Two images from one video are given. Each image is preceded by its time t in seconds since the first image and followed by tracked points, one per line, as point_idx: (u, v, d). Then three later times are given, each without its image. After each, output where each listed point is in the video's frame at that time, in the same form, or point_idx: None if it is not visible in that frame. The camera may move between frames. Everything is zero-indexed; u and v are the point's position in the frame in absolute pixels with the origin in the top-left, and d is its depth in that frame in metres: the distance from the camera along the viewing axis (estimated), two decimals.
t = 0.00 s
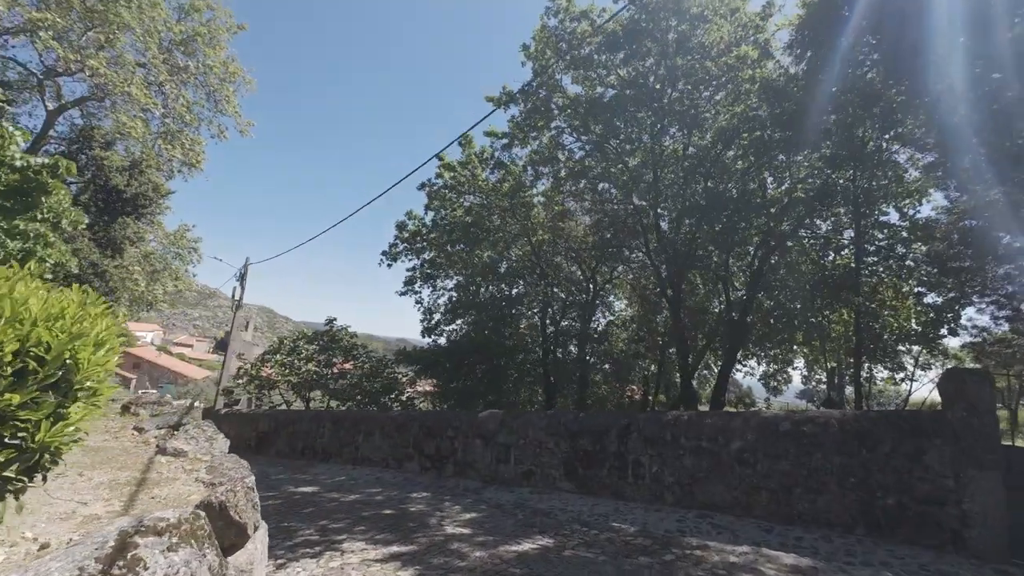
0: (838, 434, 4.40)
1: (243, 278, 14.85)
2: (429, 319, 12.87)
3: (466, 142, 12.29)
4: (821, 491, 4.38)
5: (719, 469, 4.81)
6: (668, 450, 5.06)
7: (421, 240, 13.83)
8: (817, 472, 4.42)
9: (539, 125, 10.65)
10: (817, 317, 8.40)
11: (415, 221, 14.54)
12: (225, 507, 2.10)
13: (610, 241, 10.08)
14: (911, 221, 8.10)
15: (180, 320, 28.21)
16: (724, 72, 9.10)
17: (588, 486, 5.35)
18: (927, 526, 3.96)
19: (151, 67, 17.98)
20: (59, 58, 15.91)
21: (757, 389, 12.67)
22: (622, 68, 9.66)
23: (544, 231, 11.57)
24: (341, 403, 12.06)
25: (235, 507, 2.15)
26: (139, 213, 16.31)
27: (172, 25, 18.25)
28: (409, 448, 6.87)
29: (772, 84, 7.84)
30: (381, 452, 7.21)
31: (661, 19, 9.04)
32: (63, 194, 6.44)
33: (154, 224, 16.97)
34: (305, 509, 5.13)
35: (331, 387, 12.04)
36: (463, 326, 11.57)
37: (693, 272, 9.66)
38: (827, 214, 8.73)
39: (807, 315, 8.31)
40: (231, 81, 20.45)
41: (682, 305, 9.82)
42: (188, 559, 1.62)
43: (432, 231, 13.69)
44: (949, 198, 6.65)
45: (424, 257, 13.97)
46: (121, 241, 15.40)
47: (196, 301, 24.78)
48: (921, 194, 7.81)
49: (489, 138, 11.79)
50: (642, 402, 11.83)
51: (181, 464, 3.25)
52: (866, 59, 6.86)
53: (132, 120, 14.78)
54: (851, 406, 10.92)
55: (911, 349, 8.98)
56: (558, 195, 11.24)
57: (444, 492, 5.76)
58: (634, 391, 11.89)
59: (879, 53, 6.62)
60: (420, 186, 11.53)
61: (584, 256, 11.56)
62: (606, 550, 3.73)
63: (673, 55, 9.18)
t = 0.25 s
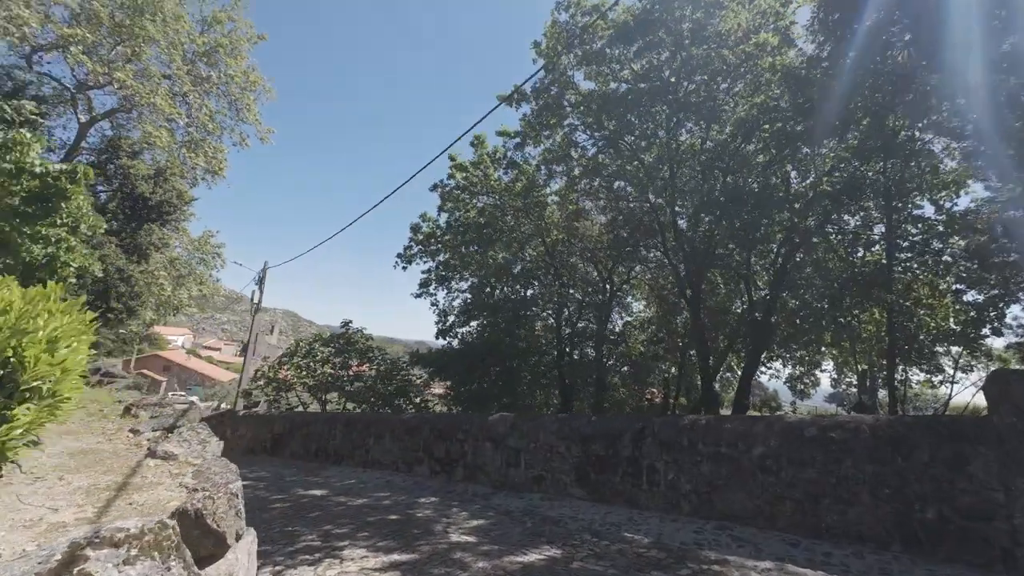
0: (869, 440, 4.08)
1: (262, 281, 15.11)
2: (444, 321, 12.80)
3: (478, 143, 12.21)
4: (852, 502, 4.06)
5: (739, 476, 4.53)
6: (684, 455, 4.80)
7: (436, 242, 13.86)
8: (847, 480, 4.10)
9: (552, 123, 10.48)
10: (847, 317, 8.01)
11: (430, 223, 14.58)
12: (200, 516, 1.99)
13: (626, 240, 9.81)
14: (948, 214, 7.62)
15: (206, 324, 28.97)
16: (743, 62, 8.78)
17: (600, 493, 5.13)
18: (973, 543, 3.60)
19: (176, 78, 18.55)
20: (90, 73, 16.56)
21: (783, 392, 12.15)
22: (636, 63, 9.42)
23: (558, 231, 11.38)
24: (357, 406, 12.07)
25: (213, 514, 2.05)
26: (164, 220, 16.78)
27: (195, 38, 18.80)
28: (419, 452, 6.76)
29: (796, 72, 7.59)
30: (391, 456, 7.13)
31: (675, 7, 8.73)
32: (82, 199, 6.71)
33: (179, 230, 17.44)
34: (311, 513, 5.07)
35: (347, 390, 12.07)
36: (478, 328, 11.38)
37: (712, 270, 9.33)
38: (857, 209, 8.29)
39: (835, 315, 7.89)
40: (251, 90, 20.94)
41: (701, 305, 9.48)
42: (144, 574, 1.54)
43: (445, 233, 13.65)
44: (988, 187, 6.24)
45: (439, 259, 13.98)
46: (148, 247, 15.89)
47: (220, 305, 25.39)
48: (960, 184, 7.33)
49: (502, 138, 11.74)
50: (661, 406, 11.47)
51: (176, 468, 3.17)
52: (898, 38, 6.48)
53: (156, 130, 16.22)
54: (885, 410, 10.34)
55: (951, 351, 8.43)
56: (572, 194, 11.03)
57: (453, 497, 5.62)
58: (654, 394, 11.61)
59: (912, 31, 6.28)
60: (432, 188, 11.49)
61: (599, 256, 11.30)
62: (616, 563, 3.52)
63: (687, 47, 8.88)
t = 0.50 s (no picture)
0: (897, 444, 3.80)
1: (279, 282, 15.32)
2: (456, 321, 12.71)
3: (490, 141, 12.12)
4: (880, 511, 3.77)
5: (756, 482, 4.28)
6: (697, 459, 4.58)
7: (449, 241, 13.87)
8: (873, 487, 3.82)
9: (563, 119, 10.31)
10: (876, 316, 7.62)
11: (443, 223, 14.60)
12: (171, 516, 1.90)
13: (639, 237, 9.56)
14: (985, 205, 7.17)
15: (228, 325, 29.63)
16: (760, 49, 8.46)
17: (610, 498, 4.93)
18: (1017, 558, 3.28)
19: (197, 86, 19.03)
20: (116, 82, 17.11)
21: (807, 394, 11.68)
22: (648, 55, 9.18)
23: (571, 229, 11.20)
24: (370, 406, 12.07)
25: (186, 515, 1.96)
26: (185, 223, 17.18)
27: (215, 46, 19.25)
28: (427, 452, 6.66)
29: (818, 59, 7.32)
30: (400, 456, 7.05)
31: None
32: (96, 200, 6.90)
33: (200, 233, 17.84)
34: (315, 513, 5.00)
35: (360, 390, 12.09)
36: (488, 328, 11.04)
37: (730, 268, 8.93)
38: (885, 201, 7.89)
39: (862, 313, 7.44)
40: (270, 95, 21.35)
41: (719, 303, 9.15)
42: None
43: (457, 233, 13.59)
44: None
45: (451, 259, 13.96)
46: (170, 250, 16.30)
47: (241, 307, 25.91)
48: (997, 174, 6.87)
49: (513, 136, 11.69)
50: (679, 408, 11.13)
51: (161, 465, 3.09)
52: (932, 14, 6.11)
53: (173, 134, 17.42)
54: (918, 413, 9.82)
55: (988, 350, 7.94)
56: (584, 191, 10.83)
57: (459, 499, 5.49)
58: (672, 396, 11.36)
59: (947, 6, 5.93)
60: (443, 187, 11.43)
61: (615, 253, 11.11)
62: (623, 572, 3.33)
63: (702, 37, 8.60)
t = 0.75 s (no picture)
0: (941, 452, 3.46)
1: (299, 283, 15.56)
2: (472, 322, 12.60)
3: (505, 139, 11.99)
4: (922, 526, 3.44)
5: (783, 491, 3.98)
6: (719, 465, 4.31)
7: (465, 241, 13.82)
8: (914, 499, 3.49)
9: (578, 114, 10.09)
10: (914, 315, 7.17)
11: (459, 223, 14.58)
12: (144, 521, 1.81)
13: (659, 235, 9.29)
14: None
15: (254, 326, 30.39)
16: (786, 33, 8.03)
17: (625, 504, 4.70)
18: None
19: (223, 93, 19.57)
20: (146, 92, 17.73)
21: (840, 397, 11.10)
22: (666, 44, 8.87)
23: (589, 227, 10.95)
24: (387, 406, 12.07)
25: (163, 519, 1.87)
26: (211, 226, 17.63)
27: (239, 54, 19.75)
28: (439, 454, 6.55)
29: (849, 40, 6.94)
30: (412, 457, 6.96)
31: None
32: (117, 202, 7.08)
33: (225, 236, 18.29)
34: (323, 515, 4.93)
35: (377, 390, 12.10)
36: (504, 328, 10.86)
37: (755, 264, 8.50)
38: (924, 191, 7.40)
39: (898, 311, 7.03)
40: (291, 101, 21.78)
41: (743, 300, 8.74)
42: None
43: (474, 233, 13.52)
44: None
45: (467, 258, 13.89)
46: (196, 253, 16.77)
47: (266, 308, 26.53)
48: None
49: (528, 133, 11.58)
50: (701, 411, 10.74)
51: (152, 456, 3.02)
52: None
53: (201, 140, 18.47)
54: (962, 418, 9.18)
55: None
56: (601, 187, 10.56)
57: (470, 502, 5.35)
58: (695, 397, 11.01)
59: None
60: (458, 186, 11.35)
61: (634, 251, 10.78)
62: None
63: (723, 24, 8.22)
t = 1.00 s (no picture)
0: (1005, 462, 3.11)
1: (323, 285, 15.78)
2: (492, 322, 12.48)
3: (523, 137, 11.85)
4: (983, 545, 3.09)
5: (822, 502, 3.68)
6: (750, 474, 4.02)
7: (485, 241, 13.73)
8: (973, 514, 3.14)
9: (598, 108, 9.85)
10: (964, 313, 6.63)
11: (479, 223, 14.51)
12: (131, 525, 1.71)
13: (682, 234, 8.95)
14: None
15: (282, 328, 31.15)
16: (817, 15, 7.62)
17: (648, 513, 4.46)
18: None
19: (250, 101, 20.13)
20: (178, 102, 18.39)
21: (880, 401, 10.47)
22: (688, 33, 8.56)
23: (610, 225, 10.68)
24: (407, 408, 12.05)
25: (150, 523, 1.77)
26: (239, 230, 18.08)
27: (266, 63, 20.30)
28: (456, 456, 6.43)
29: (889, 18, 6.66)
30: (429, 459, 6.86)
31: None
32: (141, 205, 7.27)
33: (252, 240, 18.75)
34: (337, 517, 4.86)
35: (397, 391, 12.10)
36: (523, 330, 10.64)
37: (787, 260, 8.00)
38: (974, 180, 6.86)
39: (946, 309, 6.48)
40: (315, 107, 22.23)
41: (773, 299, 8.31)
42: None
43: (493, 232, 13.41)
44: None
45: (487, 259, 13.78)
46: (225, 257, 17.24)
47: (293, 310, 27.14)
48: None
49: (547, 131, 11.40)
50: (730, 414, 10.30)
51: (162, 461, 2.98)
52: None
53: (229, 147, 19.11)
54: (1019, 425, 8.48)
55: None
56: (623, 183, 10.28)
57: (486, 507, 5.19)
58: (723, 400, 10.52)
59: None
60: (477, 185, 11.26)
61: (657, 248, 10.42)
62: None
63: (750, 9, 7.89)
